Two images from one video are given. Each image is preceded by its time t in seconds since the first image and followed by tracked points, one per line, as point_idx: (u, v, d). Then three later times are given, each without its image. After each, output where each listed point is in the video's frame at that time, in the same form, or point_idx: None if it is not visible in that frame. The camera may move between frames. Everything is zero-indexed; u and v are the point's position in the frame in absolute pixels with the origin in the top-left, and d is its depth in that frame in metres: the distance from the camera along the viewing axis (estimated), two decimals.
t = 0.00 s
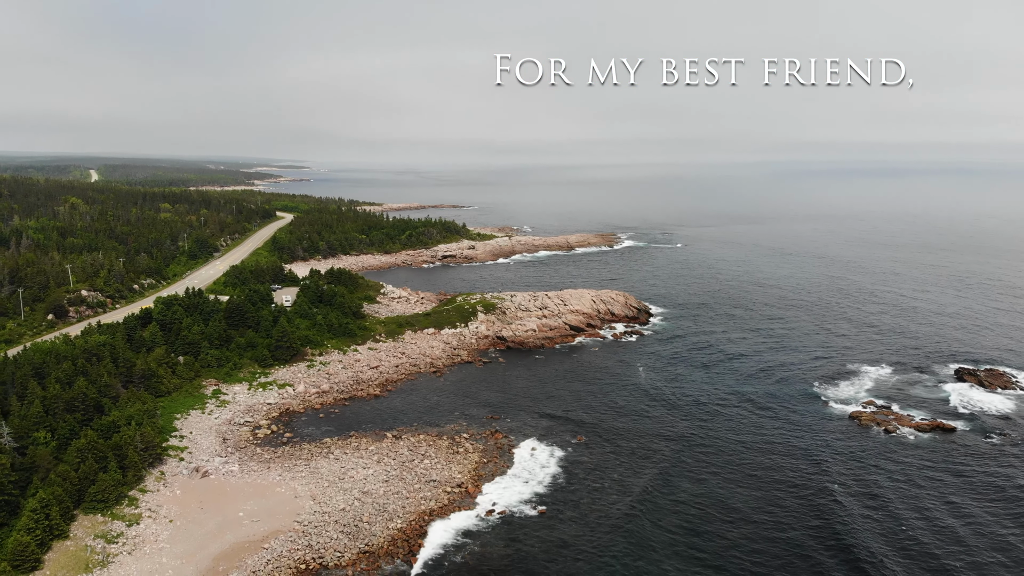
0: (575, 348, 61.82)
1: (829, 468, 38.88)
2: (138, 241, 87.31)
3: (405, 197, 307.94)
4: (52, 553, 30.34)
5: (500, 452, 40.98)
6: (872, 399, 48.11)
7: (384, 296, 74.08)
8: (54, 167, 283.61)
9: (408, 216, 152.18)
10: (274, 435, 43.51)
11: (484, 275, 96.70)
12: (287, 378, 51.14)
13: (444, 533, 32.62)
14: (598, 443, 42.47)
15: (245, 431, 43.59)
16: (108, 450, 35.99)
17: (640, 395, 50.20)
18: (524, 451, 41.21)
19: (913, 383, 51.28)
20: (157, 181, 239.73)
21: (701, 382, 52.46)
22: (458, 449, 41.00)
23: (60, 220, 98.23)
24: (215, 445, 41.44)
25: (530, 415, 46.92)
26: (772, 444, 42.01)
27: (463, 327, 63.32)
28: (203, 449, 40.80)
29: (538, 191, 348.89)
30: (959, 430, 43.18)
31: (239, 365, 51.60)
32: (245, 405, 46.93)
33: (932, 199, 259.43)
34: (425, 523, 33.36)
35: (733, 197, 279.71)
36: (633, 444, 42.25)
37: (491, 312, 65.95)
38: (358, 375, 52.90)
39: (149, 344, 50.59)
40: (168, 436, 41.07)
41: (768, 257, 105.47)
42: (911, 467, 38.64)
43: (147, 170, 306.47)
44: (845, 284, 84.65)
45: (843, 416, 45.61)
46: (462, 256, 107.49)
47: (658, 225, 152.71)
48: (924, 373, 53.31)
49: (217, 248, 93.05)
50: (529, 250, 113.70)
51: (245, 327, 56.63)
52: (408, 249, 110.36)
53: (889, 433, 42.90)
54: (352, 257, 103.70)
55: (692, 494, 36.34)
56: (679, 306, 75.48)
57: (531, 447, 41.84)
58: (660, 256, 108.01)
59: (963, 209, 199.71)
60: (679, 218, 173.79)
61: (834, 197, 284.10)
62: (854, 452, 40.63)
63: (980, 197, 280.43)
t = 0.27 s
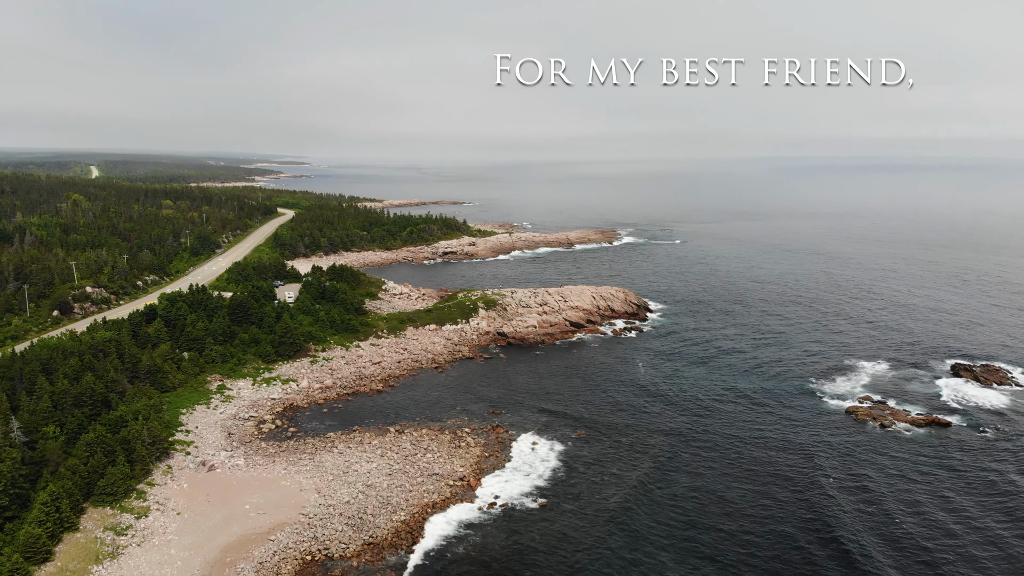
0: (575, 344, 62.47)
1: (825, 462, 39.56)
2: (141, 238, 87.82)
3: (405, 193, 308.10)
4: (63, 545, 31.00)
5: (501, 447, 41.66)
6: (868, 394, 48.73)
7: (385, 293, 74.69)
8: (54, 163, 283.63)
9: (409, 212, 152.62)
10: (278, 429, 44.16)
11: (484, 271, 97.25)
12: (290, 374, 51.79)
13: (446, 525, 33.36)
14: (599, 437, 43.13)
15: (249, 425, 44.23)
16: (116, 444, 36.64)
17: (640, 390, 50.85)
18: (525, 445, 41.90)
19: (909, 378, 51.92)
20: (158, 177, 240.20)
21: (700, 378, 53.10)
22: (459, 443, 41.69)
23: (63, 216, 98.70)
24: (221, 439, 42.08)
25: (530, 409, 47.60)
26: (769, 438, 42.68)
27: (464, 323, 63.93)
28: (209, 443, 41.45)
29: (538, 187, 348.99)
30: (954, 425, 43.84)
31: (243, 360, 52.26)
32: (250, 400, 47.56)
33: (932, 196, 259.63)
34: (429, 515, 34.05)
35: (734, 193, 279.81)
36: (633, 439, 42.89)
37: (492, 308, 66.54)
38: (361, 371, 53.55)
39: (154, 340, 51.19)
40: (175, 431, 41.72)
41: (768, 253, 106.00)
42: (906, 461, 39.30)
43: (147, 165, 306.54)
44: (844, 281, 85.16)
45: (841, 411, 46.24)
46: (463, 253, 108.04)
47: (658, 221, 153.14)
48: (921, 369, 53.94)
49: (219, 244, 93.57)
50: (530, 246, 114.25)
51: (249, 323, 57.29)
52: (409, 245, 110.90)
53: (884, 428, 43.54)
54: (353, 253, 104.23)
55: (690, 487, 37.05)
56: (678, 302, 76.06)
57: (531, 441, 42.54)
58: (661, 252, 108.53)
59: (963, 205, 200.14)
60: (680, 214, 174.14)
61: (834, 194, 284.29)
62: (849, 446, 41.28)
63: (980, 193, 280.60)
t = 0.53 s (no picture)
0: (575, 340, 63.09)
1: (822, 456, 40.20)
2: (143, 234, 88.32)
3: (406, 189, 308.23)
4: (73, 537, 31.63)
5: (502, 441, 42.34)
6: (865, 390, 49.37)
7: (387, 289, 75.25)
8: (55, 159, 283.89)
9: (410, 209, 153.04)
10: (283, 424, 44.81)
11: (485, 268, 97.80)
12: (294, 369, 52.43)
13: (448, 517, 34.04)
14: (599, 432, 43.77)
15: (254, 420, 44.88)
16: (124, 438, 37.29)
17: (639, 386, 51.49)
18: (526, 440, 42.56)
19: (905, 374, 52.53)
20: (159, 174, 240.47)
21: (699, 373, 53.72)
22: (461, 438, 42.36)
23: (66, 213, 99.18)
24: (226, 434, 42.72)
25: (531, 405, 48.25)
26: (766, 433, 43.32)
27: (465, 319, 64.54)
28: (215, 438, 42.10)
29: (538, 183, 349.21)
30: (949, 420, 44.45)
31: (247, 356, 52.88)
32: (254, 395, 48.20)
33: (932, 192, 259.88)
34: (431, 508, 34.73)
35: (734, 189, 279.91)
36: (632, 434, 43.52)
37: (493, 305, 67.12)
38: (363, 367, 54.20)
39: (159, 336, 51.80)
40: (181, 425, 42.36)
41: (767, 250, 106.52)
42: (901, 456, 39.94)
43: (148, 162, 306.87)
44: (843, 277, 85.67)
45: (837, 407, 46.89)
46: (464, 249, 108.56)
47: (658, 218, 153.58)
48: (917, 364, 54.55)
49: (221, 241, 94.05)
50: (530, 243, 114.77)
51: (252, 320, 57.89)
52: (410, 242, 111.43)
53: (880, 423, 44.19)
54: (355, 250, 104.76)
55: (688, 481, 37.72)
56: (678, 298, 76.61)
57: (532, 436, 43.21)
58: (661, 249, 109.05)
59: (963, 202, 200.74)
60: (680, 210, 174.51)
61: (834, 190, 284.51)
62: (845, 441, 41.94)
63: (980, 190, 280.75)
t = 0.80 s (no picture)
0: (575, 336, 63.72)
1: (818, 450, 40.85)
2: (146, 231, 88.82)
3: (406, 185, 308.29)
4: (83, 529, 32.25)
5: (503, 435, 42.99)
6: (861, 385, 49.99)
7: (389, 286, 75.82)
8: (55, 156, 283.89)
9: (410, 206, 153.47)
10: (287, 419, 45.46)
11: (486, 264, 98.36)
12: (297, 365, 53.05)
13: (451, 510, 34.72)
14: (599, 427, 44.42)
15: (259, 415, 45.50)
16: (132, 433, 37.91)
17: (639, 381, 52.12)
18: (526, 434, 43.21)
19: (902, 370, 53.15)
20: (159, 170, 240.70)
21: (698, 369, 54.37)
22: (463, 432, 43.03)
23: (68, 210, 99.65)
24: (231, 429, 43.36)
25: (532, 400, 48.89)
26: (764, 428, 43.98)
27: (466, 315, 65.15)
28: (220, 432, 42.73)
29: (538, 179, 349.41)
30: (944, 414, 45.09)
31: (251, 352, 53.50)
32: (258, 390, 48.84)
33: (932, 188, 260.25)
34: (434, 501, 35.41)
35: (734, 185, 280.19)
36: (632, 428, 44.17)
37: (494, 301, 67.70)
38: (366, 362, 54.83)
39: (164, 332, 52.37)
40: (187, 420, 42.99)
41: (767, 246, 107.08)
42: (896, 450, 40.59)
43: (148, 158, 307.11)
44: (842, 274, 86.22)
45: (834, 402, 47.53)
46: (464, 246, 109.08)
47: (658, 214, 154.02)
48: (914, 360, 55.17)
49: (223, 237, 94.54)
50: (530, 240, 115.28)
51: (256, 316, 58.49)
52: (411, 238, 111.95)
53: (876, 418, 44.84)
54: (356, 246, 105.28)
55: (686, 474, 38.40)
56: (677, 295, 77.18)
57: (532, 430, 43.87)
58: (660, 245, 109.56)
59: (962, 198, 201.28)
60: (680, 207, 174.92)
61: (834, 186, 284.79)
62: (841, 435, 42.58)
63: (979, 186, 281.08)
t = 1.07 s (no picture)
0: (576, 332, 64.33)
1: (814, 444, 41.52)
2: (148, 228, 89.29)
3: (406, 181, 308.47)
4: (92, 522, 32.87)
5: (504, 429, 43.65)
6: (858, 381, 50.61)
7: (390, 282, 76.41)
8: (57, 152, 284.78)
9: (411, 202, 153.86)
10: (291, 414, 46.09)
11: (487, 261, 98.91)
12: (300, 361, 53.67)
13: (453, 502, 35.38)
14: (598, 422, 45.05)
15: (263, 410, 46.12)
16: (139, 427, 38.53)
17: (638, 377, 52.74)
18: (527, 429, 43.89)
19: (899, 365, 53.77)
20: (160, 166, 240.86)
21: (697, 365, 54.99)
22: (465, 427, 43.67)
23: (71, 206, 100.09)
24: (236, 423, 44.00)
25: (533, 395, 49.51)
26: (761, 422, 44.63)
27: (467, 311, 65.75)
28: (226, 427, 43.36)
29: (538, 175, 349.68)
30: (939, 409, 45.74)
31: (254, 348, 54.11)
32: (262, 386, 49.48)
33: (931, 184, 260.69)
34: (437, 494, 36.08)
35: (733, 182, 280.45)
36: (631, 423, 44.82)
37: (494, 297, 68.27)
38: (368, 358, 55.46)
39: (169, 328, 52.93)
40: (192, 415, 43.62)
41: (766, 243, 107.62)
42: (891, 444, 41.23)
43: (149, 154, 307.26)
44: (841, 270, 86.78)
45: (831, 397, 48.15)
46: (465, 242, 109.58)
47: (658, 211, 154.42)
48: (910, 356, 55.80)
49: (225, 234, 95.04)
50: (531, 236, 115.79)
51: (259, 312, 59.08)
52: (412, 235, 112.47)
53: (872, 413, 45.47)
54: (357, 243, 105.79)
55: (684, 468, 39.04)
56: (677, 291, 77.76)
57: (533, 425, 44.52)
58: (660, 242, 110.07)
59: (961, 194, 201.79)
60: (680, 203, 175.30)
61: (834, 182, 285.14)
62: (838, 430, 43.22)
63: (978, 182, 281.63)
